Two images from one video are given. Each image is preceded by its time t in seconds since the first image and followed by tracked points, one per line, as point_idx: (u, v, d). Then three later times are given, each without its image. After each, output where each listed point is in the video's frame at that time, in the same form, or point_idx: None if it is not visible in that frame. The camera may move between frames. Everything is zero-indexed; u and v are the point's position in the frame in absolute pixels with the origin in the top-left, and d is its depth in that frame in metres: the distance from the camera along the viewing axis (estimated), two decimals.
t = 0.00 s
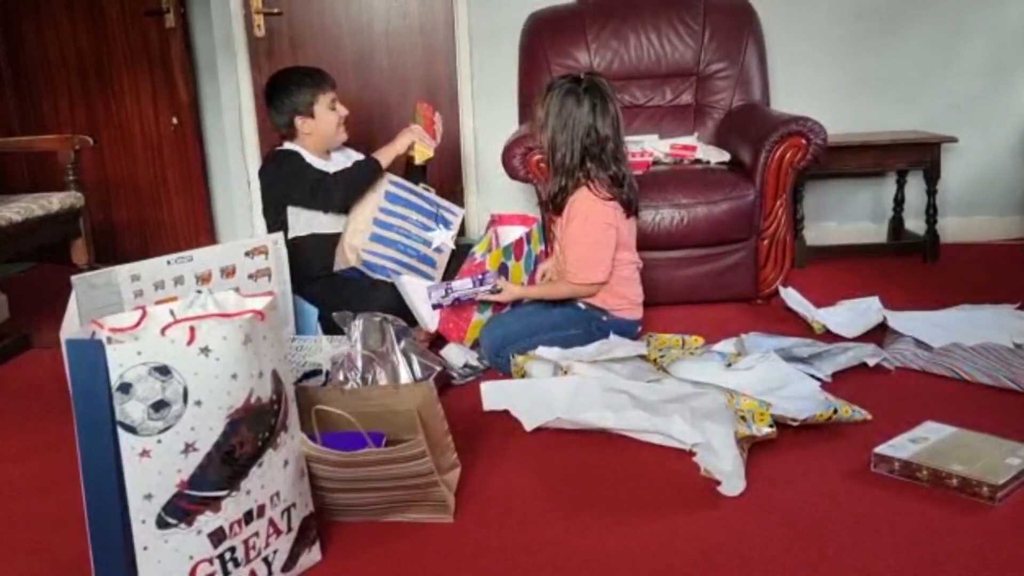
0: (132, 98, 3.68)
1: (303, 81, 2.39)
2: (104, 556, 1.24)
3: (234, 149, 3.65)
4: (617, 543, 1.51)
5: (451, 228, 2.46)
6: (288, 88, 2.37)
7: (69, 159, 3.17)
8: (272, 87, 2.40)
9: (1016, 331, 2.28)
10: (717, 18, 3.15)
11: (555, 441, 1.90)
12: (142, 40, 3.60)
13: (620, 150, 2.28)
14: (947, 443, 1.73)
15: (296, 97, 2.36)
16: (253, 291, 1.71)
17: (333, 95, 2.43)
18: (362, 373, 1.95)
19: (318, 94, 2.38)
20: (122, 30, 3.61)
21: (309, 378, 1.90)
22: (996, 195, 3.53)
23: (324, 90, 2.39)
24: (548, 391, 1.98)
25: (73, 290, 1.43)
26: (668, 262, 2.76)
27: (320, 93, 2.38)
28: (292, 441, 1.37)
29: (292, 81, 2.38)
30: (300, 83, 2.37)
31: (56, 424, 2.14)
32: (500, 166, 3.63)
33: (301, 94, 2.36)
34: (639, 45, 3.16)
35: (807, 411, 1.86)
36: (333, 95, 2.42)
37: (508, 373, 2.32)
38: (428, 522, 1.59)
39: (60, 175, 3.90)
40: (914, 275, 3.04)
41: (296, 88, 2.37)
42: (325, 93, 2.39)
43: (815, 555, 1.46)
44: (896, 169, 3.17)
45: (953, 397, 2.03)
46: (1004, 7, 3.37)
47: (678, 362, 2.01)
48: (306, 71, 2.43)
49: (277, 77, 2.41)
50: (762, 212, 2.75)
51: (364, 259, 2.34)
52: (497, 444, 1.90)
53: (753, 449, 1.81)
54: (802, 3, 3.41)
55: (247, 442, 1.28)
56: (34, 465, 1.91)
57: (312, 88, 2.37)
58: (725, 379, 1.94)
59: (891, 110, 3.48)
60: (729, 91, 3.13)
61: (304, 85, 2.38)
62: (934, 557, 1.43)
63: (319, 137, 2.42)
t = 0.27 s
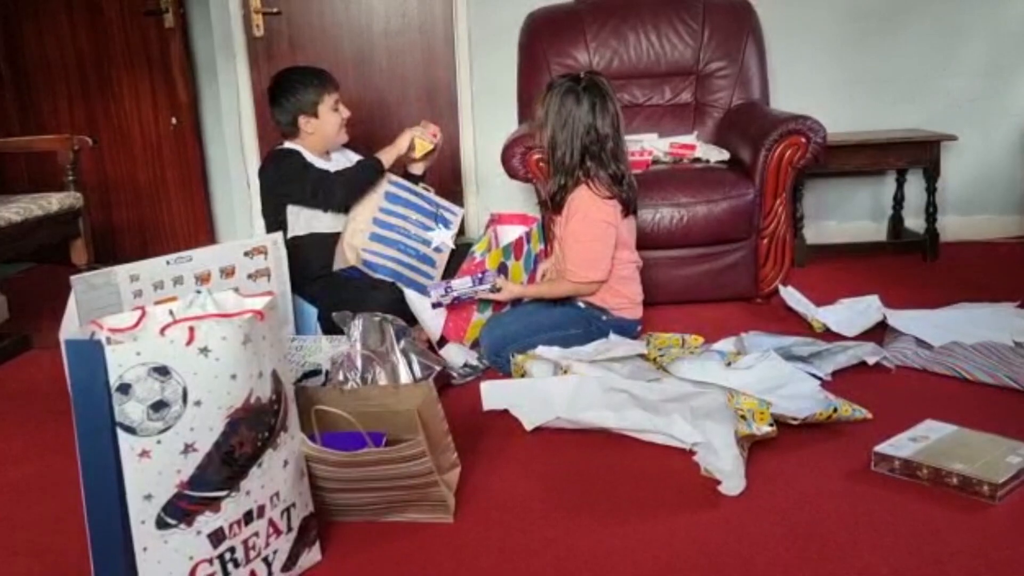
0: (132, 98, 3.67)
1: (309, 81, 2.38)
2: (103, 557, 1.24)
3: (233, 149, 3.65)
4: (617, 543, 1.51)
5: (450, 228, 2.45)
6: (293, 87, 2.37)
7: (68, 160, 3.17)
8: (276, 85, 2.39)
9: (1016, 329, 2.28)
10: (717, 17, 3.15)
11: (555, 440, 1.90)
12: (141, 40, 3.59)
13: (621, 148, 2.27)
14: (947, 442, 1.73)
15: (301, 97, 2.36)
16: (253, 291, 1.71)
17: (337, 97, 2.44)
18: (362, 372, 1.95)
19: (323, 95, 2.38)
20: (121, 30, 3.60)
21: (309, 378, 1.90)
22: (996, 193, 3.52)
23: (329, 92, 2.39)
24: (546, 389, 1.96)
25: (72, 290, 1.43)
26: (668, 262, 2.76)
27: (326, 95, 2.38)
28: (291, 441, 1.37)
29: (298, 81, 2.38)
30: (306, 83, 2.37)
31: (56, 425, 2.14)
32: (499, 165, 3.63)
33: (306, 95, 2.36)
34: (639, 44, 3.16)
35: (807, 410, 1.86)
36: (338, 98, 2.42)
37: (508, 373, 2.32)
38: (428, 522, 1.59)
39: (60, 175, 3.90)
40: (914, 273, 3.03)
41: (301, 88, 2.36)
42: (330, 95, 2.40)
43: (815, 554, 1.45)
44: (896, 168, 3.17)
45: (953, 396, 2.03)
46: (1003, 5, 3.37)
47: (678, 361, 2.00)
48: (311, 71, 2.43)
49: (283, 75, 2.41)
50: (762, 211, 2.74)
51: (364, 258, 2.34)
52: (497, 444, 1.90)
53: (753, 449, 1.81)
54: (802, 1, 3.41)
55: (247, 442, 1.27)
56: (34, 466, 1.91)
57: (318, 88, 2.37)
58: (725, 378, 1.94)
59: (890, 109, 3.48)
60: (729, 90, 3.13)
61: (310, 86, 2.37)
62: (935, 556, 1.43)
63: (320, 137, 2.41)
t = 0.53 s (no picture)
0: (131, 98, 3.67)
1: (311, 81, 2.39)
2: (103, 557, 1.24)
3: (233, 149, 3.65)
4: (616, 543, 1.51)
5: (450, 228, 2.45)
6: (296, 86, 2.37)
7: (68, 160, 3.17)
8: (279, 85, 2.40)
9: (1016, 330, 2.28)
10: (716, 17, 3.15)
11: (555, 441, 1.90)
12: (140, 40, 3.60)
13: (620, 149, 2.28)
14: (946, 442, 1.73)
15: (301, 96, 2.36)
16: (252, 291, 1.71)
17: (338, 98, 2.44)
18: (362, 373, 1.95)
19: (325, 95, 2.38)
20: (121, 30, 3.60)
21: (308, 378, 1.90)
22: (996, 194, 3.53)
23: (331, 92, 2.40)
24: (546, 389, 1.96)
25: (72, 290, 1.43)
26: (667, 262, 2.76)
27: (327, 95, 2.39)
28: (291, 441, 1.37)
29: (301, 80, 2.38)
30: (308, 83, 2.38)
31: (56, 425, 2.13)
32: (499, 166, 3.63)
33: (308, 94, 2.37)
34: (638, 44, 3.16)
35: (807, 410, 1.86)
36: (339, 98, 2.43)
37: (508, 373, 2.32)
38: (427, 522, 1.59)
39: (59, 175, 3.90)
40: (913, 274, 3.03)
41: (303, 87, 2.37)
42: (332, 95, 2.40)
43: (814, 554, 1.46)
44: (896, 169, 3.17)
45: (953, 397, 2.03)
46: (1003, 5, 3.37)
47: (677, 362, 2.01)
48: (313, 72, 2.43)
49: (285, 75, 2.41)
50: (761, 212, 2.74)
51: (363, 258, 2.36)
52: (497, 444, 1.90)
53: (753, 449, 1.81)
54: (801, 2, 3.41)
55: (246, 442, 1.28)
56: (33, 467, 1.91)
57: (320, 88, 2.38)
58: (725, 379, 1.94)
59: (890, 109, 3.48)
60: (729, 90, 3.13)
61: (312, 85, 2.38)
62: (934, 557, 1.43)
63: (320, 137, 2.41)
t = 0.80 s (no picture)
0: (130, 98, 3.67)
1: (310, 80, 2.39)
2: (102, 558, 1.24)
3: (232, 149, 3.65)
4: (616, 543, 1.51)
5: (449, 228, 2.45)
6: (295, 86, 2.37)
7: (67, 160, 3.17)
8: (278, 84, 2.40)
9: (1015, 329, 2.28)
10: (715, 17, 3.15)
11: (555, 440, 1.90)
12: (139, 41, 3.59)
13: (615, 150, 2.28)
14: (945, 442, 1.73)
15: (301, 95, 2.37)
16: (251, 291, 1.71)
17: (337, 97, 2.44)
18: (361, 373, 1.95)
19: (324, 94, 2.39)
20: (120, 31, 3.60)
21: (307, 378, 1.92)
22: (995, 194, 3.53)
23: (330, 92, 2.40)
24: (545, 390, 1.96)
25: (71, 290, 1.43)
26: (666, 262, 2.76)
27: (327, 94, 2.39)
28: (290, 442, 1.37)
29: (300, 80, 2.38)
30: (307, 81, 2.38)
31: (55, 426, 2.13)
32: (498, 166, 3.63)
33: (307, 93, 2.37)
34: (637, 44, 3.16)
35: (806, 410, 1.86)
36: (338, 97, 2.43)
37: (507, 373, 2.31)
38: (427, 522, 1.59)
39: (58, 176, 3.90)
40: (913, 273, 3.03)
41: (302, 86, 2.37)
42: (331, 94, 2.40)
43: (813, 554, 1.46)
44: (895, 168, 3.17)
45: (952, 396, 2.03)
46: (1001, 5, 3.37)
47: (677, 360, 2.00)
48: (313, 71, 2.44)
49: (285, 74, 2.42)
50: (760, 211, 2.74)
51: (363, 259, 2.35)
52: (497, 444, 1.90)
53: (753, 449, 1.81)
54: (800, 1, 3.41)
55: (246, 442, 1.27)
56: (33, 467, 1.91)
57: (320, 87, 2.38)
58: (724, 379, 1.94)
59: (889, 109, 3.48)
60: (728, 89, 3.13)
61: (311, 84, 2.38)
62: (934, 556, 1.43)
63: (319, 136, 2.41)
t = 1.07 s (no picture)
0: (130, 98, 3.67)
1: (308, 79, 2.38)
2: (102, 557, 1.24)
3: (232, 148, 3.65)
4: (616, 543, 1.51)
5: (449, 227, 2.44)
6: (293, 85, 2.37)
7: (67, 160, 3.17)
8: (277, 83, 2.40)
9: (1015, 329, 2.28)
10: (715, 16, 3.15)
11: (555, 440, 1.90)
12: (139, 41, 3.59)
13: (615, 149, 2.28)
14: (945, 441, 1.73)
15: (298, 95, 2.37)
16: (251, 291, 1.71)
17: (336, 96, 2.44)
18: (361, 372, 1.95)
19: (322, 93, 2.38)
20: (120, 30, 3.60)
21: (307, 377, 1.92)
22: (995, 193, 3.53)
23: (328, 90, 2.40)
24: (545, 390, 1.96)
25: (71, 290, 1.43)
26: (666, 262, 2.76)
27: (324, 93, 2.38)
28: (290, 441, 1.37)
29: (298, 79, 2.38)
30: (304, 80, 2.38)
31: (56, 425, 2.13)
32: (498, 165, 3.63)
33: (305, 92, 2.37)
34: (638, 44, 3.16)
35: (806, 409, 1.86)
36: (337, 96, 2.42)
37: (508, 373, 2.31)
38: (427, 521, 1.59)
39: (58, 176, 3.90)
40: (913, 273, 3.03)
41: (300, 86, 2.37)
42: (329, 93, 2.40)
43: (813, 553, 1.46)
44: (895, 168, 3.17)
45: (952, 396, 2.03)
46: (1002, 4, 3.37)
47: (677, 359, 2.00)
48: (312, 70, 2.43)
49: (284, 73, 2.42)
50: (760, 211, 2.74)
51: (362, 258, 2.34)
52: (497, 443, 1.90)
53: (753, 448, 1.81)
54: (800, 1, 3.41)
55: (246, 442, 1.27)
56: (33, 466, 1.91)
57: (317, 86, 2.38)
58: (724, 377, 1.93)
59: (889, 109, 3.48)
60: (728, 89, 3.13)
61: (309, 83, 2.38)
62: (933, 556, 1.43)
63: (317, 135, 2.41)
